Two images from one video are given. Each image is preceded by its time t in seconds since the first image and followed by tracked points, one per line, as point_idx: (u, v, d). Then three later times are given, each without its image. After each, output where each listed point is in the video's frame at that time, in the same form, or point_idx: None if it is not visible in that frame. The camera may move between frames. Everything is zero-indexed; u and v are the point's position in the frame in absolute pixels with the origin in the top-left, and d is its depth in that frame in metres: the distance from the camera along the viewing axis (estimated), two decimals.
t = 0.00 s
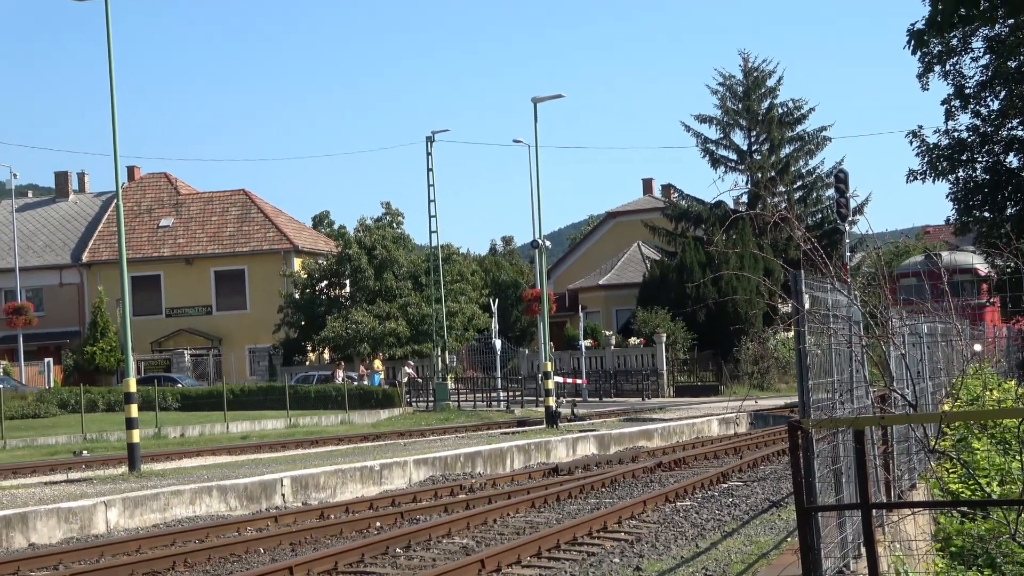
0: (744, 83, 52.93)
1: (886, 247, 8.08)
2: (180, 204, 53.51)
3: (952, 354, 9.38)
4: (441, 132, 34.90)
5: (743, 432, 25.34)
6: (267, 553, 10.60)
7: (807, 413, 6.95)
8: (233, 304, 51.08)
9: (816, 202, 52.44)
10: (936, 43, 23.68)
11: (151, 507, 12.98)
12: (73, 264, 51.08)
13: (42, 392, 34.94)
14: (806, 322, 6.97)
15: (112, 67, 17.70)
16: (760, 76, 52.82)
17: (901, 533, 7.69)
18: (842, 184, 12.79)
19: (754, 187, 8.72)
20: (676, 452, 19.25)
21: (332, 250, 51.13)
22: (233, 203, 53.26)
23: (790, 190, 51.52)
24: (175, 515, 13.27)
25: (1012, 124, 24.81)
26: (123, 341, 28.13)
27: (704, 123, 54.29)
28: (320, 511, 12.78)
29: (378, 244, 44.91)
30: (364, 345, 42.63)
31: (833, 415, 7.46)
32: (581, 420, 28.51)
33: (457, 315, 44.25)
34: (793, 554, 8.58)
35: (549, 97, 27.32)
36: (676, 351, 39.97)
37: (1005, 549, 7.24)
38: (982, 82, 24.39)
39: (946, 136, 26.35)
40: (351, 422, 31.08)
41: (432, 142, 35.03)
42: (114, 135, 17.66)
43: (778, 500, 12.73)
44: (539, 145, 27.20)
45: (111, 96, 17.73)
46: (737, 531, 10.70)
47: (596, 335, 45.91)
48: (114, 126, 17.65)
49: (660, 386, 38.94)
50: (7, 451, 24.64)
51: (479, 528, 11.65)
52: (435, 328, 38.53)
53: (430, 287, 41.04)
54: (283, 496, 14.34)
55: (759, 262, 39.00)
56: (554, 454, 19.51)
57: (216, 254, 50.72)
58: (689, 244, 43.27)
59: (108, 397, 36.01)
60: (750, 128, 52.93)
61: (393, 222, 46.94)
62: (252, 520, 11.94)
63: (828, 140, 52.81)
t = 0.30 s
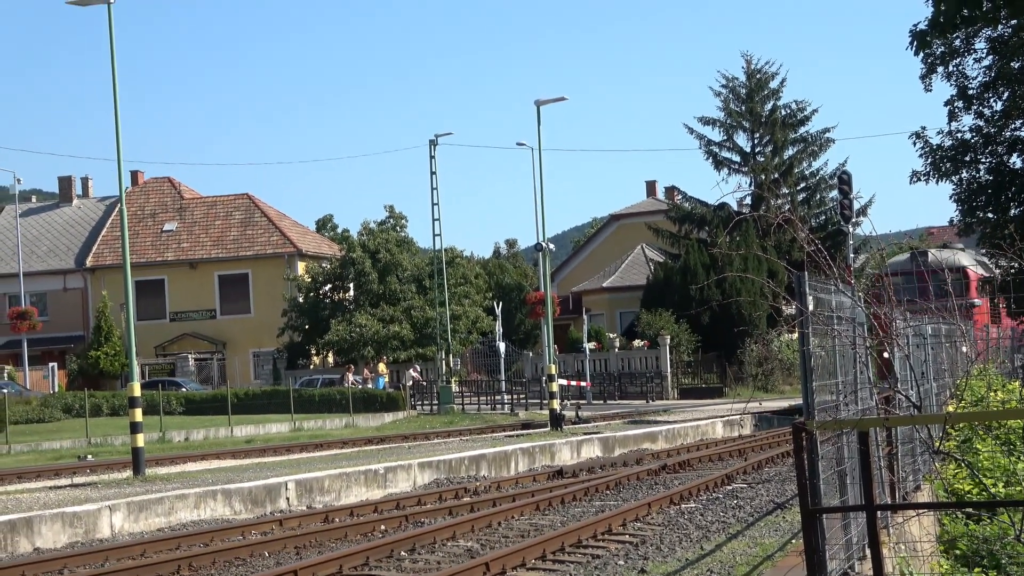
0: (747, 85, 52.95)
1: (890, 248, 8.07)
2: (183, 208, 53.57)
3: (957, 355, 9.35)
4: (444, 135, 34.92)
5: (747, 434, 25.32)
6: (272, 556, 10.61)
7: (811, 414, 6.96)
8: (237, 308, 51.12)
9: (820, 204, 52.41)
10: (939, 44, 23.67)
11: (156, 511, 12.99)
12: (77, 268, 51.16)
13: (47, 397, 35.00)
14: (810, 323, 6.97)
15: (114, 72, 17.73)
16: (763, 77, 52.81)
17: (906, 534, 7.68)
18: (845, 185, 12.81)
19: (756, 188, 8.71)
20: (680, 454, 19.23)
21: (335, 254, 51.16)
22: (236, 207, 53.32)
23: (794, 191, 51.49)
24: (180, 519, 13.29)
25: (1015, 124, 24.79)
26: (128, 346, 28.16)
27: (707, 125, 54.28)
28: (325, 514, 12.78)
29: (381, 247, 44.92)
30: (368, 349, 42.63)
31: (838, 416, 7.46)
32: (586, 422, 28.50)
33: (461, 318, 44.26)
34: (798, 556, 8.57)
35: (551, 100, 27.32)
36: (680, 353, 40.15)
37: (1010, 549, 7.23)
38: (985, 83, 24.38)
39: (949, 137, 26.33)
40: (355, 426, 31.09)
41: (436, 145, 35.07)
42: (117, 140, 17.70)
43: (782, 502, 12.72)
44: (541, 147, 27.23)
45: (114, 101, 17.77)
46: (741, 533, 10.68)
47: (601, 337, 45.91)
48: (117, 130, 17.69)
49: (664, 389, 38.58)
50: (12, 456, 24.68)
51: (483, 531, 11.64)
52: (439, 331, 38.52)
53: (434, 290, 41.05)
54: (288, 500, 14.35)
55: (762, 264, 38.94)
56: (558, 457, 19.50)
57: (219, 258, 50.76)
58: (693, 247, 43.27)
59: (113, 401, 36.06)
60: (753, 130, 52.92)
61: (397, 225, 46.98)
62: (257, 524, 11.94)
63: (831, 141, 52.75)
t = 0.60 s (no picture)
0: (750, 90, 52.96)
1: (893, 255, 8.08)
2: (187, 213, 53.64)
3: (960, 361, 9.36)
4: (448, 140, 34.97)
5: (751, 440, 25.31)
6: (275, 562, 10.62)
7: (815, 420, 6.97)
8: (241, 313, 51.18)
9: (823, 209, 52.44)
10: (943, 50, 23.67)
11: (160, 516, 13.01)
12: (81, 273, 51.22)
13: (51, 401, 35.06)
14: (813, 329, 7.00)
15: (119, 77, 17.77)
16: (767, 83, 52.81)
17: (908, 540, 7.68)
18: (849, 191, 12.90)
19: (761, 194, 8.71)
20: (683, 459, 19.22)
21: (339, 258, 51.22)
22: (240, 212, 53.38)
23: (797, 197, 51.52)
24: (183, 523, 13.29)
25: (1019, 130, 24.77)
26: (132, 350, 28.18)
27: (710, 131, 54.27)
28: (328, 519, 12.79)
29: (385, 252, 44.95)
30: (372, 353, 42.66)
31: (841, 422, 7.47)
32: (589, 427, 28.49)
33: (464, 323, 44.26)
34: (801, 561, 8.59)
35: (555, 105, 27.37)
36: (684, 358, 40.41)
37: (1014, 555, 7.24)
38: (989, 88, 24.36)
39: (953, 142, 26.34)
40: (359, 431, 31.09)
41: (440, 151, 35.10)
42: (120, 144, 17.72)
43: (786, 508, 12.71)
44: (545, 152, 27.29)
45: (118, 105, 17.80)
46: (744, 538, 10.68)
47: (604, 342, 45.93)
48: (120, 135, 17.72)
49: (667, 394, 38.72)
50: (16, 461, 24.70)
51: (486, 537, 11.65)
52: (442, 336, 38.54)
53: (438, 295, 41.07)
54: (292, 505, 14.36)
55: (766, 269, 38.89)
56: (561, 462, 19.50)
57: (223, 263, 50.81)
58: (697, 252, 43.28)
59: (116, 406, 36.10)
60: (757, 135, 52.93)
61: (400, 230, 47.02)
62: (260, 529, 11.96)
63: (835, 146, 52.73)
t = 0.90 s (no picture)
0: (755, 94, 52.95)
1: (896, 258, 8.06)
2: (191, 215, 53.72)
3: (963, 365, 9.34)
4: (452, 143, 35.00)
5: (754, 443, 25.29)
6: (278, 564, 10.62)
7: (817, 424, 6.95)
8: (245, 315, 51.22)
9: (827, 212, 52.47)
10: (948, 53, 23.65)
11: (162, 517, 13.02)
12: (84, 274, 51.29)
13: (54, 403, 35.11)
14: (816, 332, 6.97)
15: (123, 79, 17.80)
16: (771, 86, 52.78)
17: (912, 543, 7.66)
18: (852, 195, 12.91)
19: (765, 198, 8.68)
20: (686, 462, 19.20)
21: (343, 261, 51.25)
22: (244, 214, 53.45)
23: (801, 200, 51.52)
24: (186, 525, 13.29)
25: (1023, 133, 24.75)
26: (135, 351, 28.22)
27: (714, 134, 54.27)
28: (331, 521, 12.79)
29: (388, 254, 44.99)
30: (375, 356, 42.70)
31: (844, 425, 7.46)
32: (592, 430, 28.49)
33: (468, 325, 44.28)
34: (803, 566, 8.60)
35: (560, 108, 27.38)
36: (687, 362, 39.97)
37: (1017, 560, 7.22)
38: (994, 92, 24.34)
39: (957, 146, 26.33)
40: (362, 433, 31.09)
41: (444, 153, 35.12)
42: (124, 146, 17.74)
43: (789, 511, 12.70)
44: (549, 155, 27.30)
45: (122, 107, 17.83)
46: (747, 542, 10.68)
47: (607, 345, 45.91)
48: (124, 137, 17.74)
49: (671, 398, 38.79)
50: (19, 462, 24.74)
51: (489, 539, 11.65)
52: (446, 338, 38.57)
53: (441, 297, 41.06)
54: (294, 507, 14.35)
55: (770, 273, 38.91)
56: (564, 464, 19.49)
57: (227, 265, 50.87)
58: (700, 255, 43.24)
59: (120, 407, 36.13)
60: (761, 139, 52.91)
61: (404, 232, 47.05)
62: (263, 531, 11.96)
63: (839, 150, 52.71)
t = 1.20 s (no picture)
0: (759, 97, 52.96)
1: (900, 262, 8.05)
2: (195, 217, 53.79)
3: (967, 369, 9.32)
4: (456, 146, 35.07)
5: (757, 446, 25.27)
6: (281, 567, 10.62)
7: (821, 427, 6.95)
8: (248, 317, 51.24)
9: (831, 216, 52.50)
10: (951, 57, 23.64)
11: (165, 520, 13.03)
12: (88, 276, 51.35)
13: (58, 405, 35.18)
14: (820, 336, 6.97)
15: (128, 81, 17.84)
16: (775, 89, 52.78)
17: (916, 547, 7.64)
18: (856, 198, 12.92)
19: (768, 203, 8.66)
20: (689, 466, 19.20)
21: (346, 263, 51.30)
22: (247, 216, 53.52)
23: (804, 204, 51.54)
24: (189, 527, 13.31)
25: None
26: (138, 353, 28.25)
27: (718, 137, 54.28)
28: (334, 524, 12.81)
29: (392, 257, 45.03)
30: (378, 358, 42.74)
31: (848, 429, 7.45)
32: (596, 433, 28.46)
33: (471, 328, 44.32)
34: (807, 570, 8.62)
35: (564, 111, 27.40)
36: (690, 364, 40.16)
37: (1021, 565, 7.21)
38: (997, 96, 24.33)
39: (961, 149, 26.31)
40: (365, 436, 31.10)
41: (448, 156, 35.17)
42: (129, 148, 17.78)
43: (793, 514, 12.70)
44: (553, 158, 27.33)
45: (127, 110, 17.88)
46: (751, 545, 10.68)
47: (610, 348, 45.87)
48: (129, 139, 17.79)
49: (674, 401, 38.53)
50: (22, 464, 24.78)
51: (492, 542, 11.64)
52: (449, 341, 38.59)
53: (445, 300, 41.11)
54: (298, 510, 14.36)
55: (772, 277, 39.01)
56: (567, 467, 19.49)
57: (231, 267, 50.92)
58: (704, 258, 43.24)
59: (123, 409, 36.18)
60: (765, 142, 52.89)
61: (408, 235, 47.10)
62: (267, 533, 11.98)
63: (843, 154, 52.66)
